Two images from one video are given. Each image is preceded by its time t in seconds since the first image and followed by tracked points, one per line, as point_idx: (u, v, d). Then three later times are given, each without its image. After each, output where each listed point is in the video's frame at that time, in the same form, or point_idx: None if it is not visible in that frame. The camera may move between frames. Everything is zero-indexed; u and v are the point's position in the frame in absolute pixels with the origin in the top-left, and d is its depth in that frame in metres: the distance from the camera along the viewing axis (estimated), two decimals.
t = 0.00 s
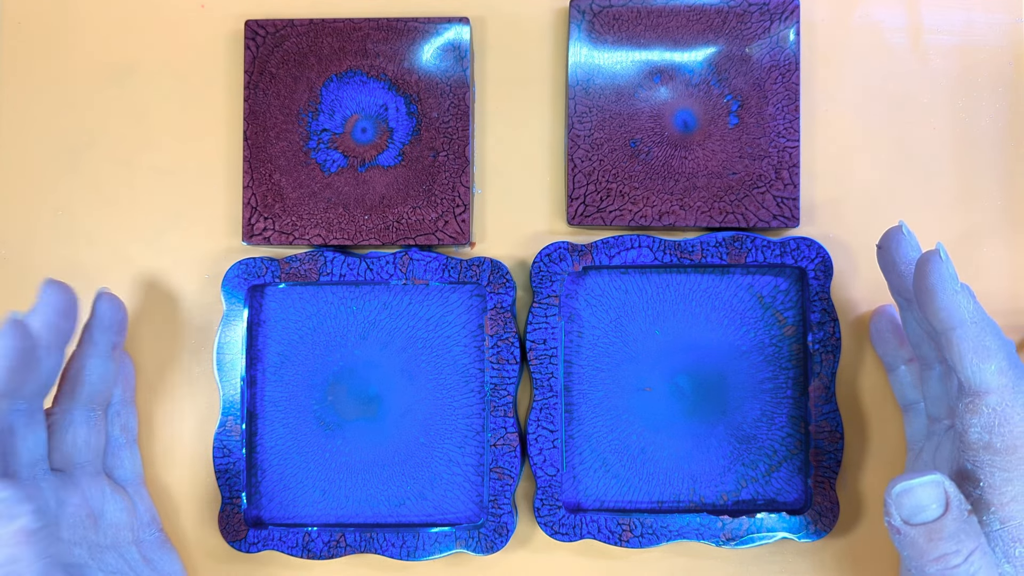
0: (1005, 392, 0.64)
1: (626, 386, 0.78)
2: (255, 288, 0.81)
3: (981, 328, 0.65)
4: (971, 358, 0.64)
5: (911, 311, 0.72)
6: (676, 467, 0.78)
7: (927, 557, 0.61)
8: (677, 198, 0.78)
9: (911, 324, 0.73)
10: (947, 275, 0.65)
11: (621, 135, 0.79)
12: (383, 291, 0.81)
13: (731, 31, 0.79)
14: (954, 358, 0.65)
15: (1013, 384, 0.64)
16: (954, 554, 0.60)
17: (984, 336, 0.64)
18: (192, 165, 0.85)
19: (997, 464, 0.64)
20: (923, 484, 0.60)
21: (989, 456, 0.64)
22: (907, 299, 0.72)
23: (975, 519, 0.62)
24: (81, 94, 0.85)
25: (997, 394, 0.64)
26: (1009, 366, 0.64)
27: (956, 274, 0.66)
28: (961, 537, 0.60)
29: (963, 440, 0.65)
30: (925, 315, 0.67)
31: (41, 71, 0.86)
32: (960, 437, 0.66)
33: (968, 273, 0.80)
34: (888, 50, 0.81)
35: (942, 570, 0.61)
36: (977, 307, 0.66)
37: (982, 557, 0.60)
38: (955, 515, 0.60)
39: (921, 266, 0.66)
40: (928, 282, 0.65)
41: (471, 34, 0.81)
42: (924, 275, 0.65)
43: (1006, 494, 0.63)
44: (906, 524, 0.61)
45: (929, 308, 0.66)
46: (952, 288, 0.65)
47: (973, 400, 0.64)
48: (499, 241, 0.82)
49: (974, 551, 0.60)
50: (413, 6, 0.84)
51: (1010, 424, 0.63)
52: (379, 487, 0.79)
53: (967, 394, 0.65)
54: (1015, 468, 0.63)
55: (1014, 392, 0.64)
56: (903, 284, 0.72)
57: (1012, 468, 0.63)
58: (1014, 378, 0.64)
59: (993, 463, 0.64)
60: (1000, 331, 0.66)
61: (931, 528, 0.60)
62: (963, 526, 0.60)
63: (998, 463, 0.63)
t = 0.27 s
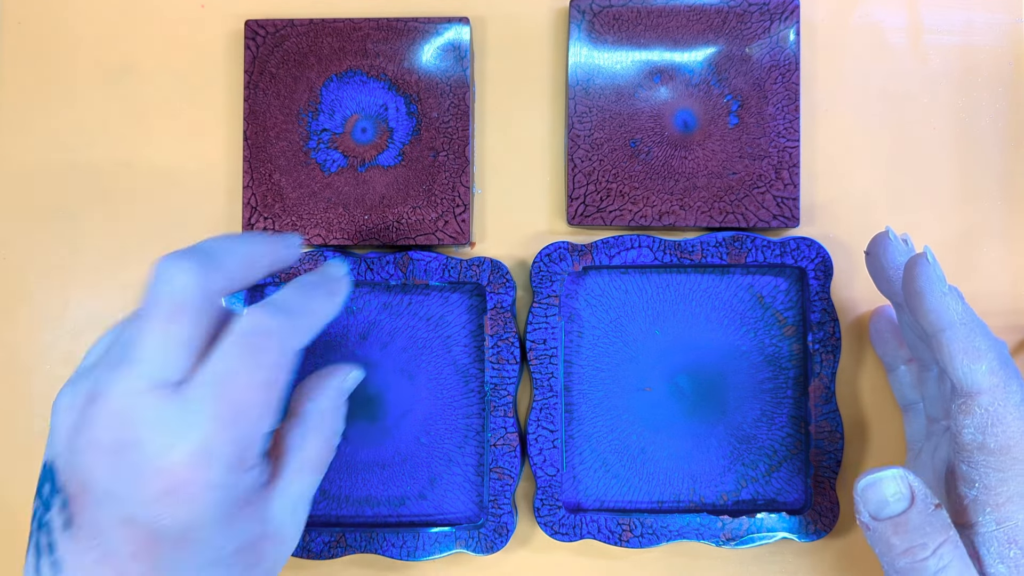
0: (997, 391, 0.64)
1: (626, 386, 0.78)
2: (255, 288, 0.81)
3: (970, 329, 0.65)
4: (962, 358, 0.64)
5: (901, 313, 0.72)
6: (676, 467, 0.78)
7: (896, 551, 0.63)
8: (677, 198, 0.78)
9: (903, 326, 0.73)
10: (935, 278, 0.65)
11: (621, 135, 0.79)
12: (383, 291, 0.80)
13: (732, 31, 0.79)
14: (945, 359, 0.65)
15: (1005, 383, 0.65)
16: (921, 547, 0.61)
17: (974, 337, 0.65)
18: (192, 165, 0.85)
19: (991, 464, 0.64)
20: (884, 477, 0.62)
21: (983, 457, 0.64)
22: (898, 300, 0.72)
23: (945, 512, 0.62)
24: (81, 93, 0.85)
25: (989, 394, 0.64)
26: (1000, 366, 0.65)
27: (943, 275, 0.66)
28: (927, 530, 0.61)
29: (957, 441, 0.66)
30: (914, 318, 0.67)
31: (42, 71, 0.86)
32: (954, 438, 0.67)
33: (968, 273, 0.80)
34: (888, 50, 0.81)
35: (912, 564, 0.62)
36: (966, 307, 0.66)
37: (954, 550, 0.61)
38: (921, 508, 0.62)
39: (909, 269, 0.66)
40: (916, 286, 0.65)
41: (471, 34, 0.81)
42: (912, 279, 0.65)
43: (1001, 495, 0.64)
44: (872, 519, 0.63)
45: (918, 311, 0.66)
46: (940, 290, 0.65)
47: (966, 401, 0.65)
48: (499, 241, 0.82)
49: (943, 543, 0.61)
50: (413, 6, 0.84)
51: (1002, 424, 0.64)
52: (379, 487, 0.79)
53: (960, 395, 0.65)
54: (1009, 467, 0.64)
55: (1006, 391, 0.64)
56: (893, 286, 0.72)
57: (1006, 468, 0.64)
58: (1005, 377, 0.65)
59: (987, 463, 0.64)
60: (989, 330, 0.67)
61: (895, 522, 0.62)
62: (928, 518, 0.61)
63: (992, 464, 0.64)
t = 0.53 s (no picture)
0: (993, 391, 0.64)
1: (626, 386, 0.78)
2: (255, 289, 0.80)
3: (965, 329, 0.65)
4: (957, 360, 0.64)
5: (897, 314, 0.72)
6: (676, 467, 0.78)
7: (877, 546, 0.64)
8: (678, 198, 0.78)
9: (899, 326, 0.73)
10: (929, 279, 0.65)
11: (621, 135, 0.79)
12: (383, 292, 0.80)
13: (732, 31, 0.79)
14: (940, 361, 0.65)
15: (1000, 383, 0.65)
16: (901, 542, 0.62)
17: (968, 338, 0.64)
18: (192, 165, 0.85)
19: (988, 465, 0.64)
20: (865, 474, 0.64)
21: (980, 457, 0.64)
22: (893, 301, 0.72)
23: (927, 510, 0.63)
24: (81, 94, 0.85)
25: (985, 395, 0.64)
26: (995, 365, 0.65)
27: (936, 276, 0.66)
28: (907, 526, 0.63)
29: (954, 442, 0.66)
30: (909, 320, 0.67)
31: (41, 71, 0.86)
32: (951, 439, 0.67)
33: (968, 273, 0.80)
34: (888, 50, 0.81)
35: (894, 560, 0.63)
36: (961, 307, 0.66)
37: (936, 546, 0.62)
38: (901, 504, 0.63)
39: (902, 271, 0.66)
40: (909, 289, 0.65)
41: (471, 34, 0.81)
42: (905, 281, 0.65)
43: (999, 495, 0.64)
44: (855, 515, 0.65)
45: (913, 313, 0.66)
46: (933, 291, 0.64)
47: (962, 402, 0.65)
48: (499, 241, 0.82)
49: (923, 538, 0.62)
50: (414, 6, 0.84)
51: (999, 424, 0.64)
52: (379, 487, 0.79)
53: (956, 396, 0.65)
54: (1006, 468, 0.64)
55: (1002, 391, 0.64)
56: (889, 287, 0.72)
57: (1004, 468, 0.64)
58: (1001, 377, 0.65)
59: (985, 464, 0.64)
60: (984, 330, 0.67)
61: (876, 517, 0.63)
62: (908, 514, 0.63)
63: (990, 464, 0.64)
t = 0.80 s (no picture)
0: (990, 392, 0.64)
1: (626, 386, 0.78)
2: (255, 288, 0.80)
3: (962, 330, 0.65)
4: (954, 361, 0.64)
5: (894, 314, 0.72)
6: (676, 467, 0.78)
7: (874, 545, 0.64)
8: (677, 198, 0.78)
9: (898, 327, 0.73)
10: (925, 280, 0.65)
11: (621, 135, 0.79)
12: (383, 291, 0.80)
13: (732, 31, 0.79)
14: (937, 361, 0.65)
15: (997, 383, 0.65)
16: (897, 541, 0.63)
17: (965, 338, 0.64)
18: (193, 165, 0.85)
19: (986, 465, 0.64)
20: (862, 474, 0.64)
21: (978, 458, 0.64)
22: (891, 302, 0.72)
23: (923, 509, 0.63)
24: (81, 93, 0.85)
25: (982, 395, 0.64)
26: (992, 366, 0.65)
27: (932, 277, 0.66)
28: (904, 525, 0.63)
29: (952, 443, 0.66)
30: (906, 320, 0.67)
31: (41, 71, 0.86)
32: (949, 439, 0.67)
33: (968, 273, 0.80)
34: (888, 50, 0.81)
35: (889, 559, 0.63)
36: (957, 308, 0.66)
37: (932, 545, 0.62)
38: (898, 503, 0.63)
39: (898, 272, 0.66)
40: (906, 289, 0.65)
41: (471, 34, 0.81)
42: (902, 282, 0.65)
43: (997, 496, 0.64)
44: (852, 514, 0.65)
45: (910, 314, 0.65)
46: (929, 292, 0.64)
47: (959, 403, 0.65)
48: (499, 241, 0.82)
49: (919, 538, 0.62)
50: (414, 7, 0.84)
51: (996, 425, 0.64)
52: (379, 487, 0.79)
53: (953, 397, 0.65)
54: (1004, 468, 0.64)
55: (999, 392, 0.64)
56: (887, 287, 0.72)
57: (1001, 468, 0.64)
58: (998, 377, 0.65)
59: (982, 464, 0.64)
60: (981, 330, 0.67)
61: (872, 516, 0.64)
62: (904, 513, 0.63)
63: (987, 464, 0.64)
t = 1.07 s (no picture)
0: (988, 393, 0.64)
1: (626, 385, 0.78)
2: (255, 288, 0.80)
3: (960, 331, 0.65)
4: (952, 361, 0.64)
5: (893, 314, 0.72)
6: (676, 467, 0.78)
7: (868, 544, 0.64)
8: (677, 198, 0.78)
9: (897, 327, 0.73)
10: (922, 281, 0.65)
11: (621, 135, 0.79)
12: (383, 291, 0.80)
13: (731, 31, 0.79)
14: (936, 362, 0.65)
15: (995, 384, 0.65)
16: (892, 541, 0.63)
17: (963, 339, 0.64)
18: (193, 165, 0.85)
19: (984, 466, 0.64)
20: (857, 474, 0.65)
21: (976, 458, 0.64)
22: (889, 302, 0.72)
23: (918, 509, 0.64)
24: (81, 93, 0.85)
25: (980, 396, 0.64)
26: (991, 367, 0.65)
27: (930, 277, 0.66)
28: (898, 525, 0.63)
29: (950, 443, 0.66)
30: (904, 321, 0.67)
31: (41, 71, 0.86)
32: (947, 440, 0.67)
33: (968, 273, 0.80)
34: (888, 50, 0.81)
35: (884, 558, 0.64)
36: (955, 308, 0.66)
37: (926, 545, 0.62)
38: (892, 503, 0.64)
39: (896, 273, 0.66)
40: (903, 290, 0.65)
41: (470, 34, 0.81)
42: (900, 282, 0.65)
43: (994, 496, 0.64)
44: (847, 514, 0.65)
45: (907, 314, 0.65)
46: (927, 293, 0.64)
47: (957, 403, 0.65)
48: (499, 241, 0.82)
49: (914, 538, 0.62)
50: (414, 7, 0.84)
51: (994, 426, 0.64)
52: (379, 487, 0.79)
53: (951, 398, 0.65)
54: (1002, 469, 0.64)
55: (997, 392, 0.64)
56: (885, 288, 0.72)
57: (999, 469, 0.64)
58: (995, 378, 0.65)
59: (980, 465, 0.64)
60: (980, 331, 0.66)
61: (866, 516, 0.64)
62: (898, 513, 0.63)
63: (986, 465, 0.64)
